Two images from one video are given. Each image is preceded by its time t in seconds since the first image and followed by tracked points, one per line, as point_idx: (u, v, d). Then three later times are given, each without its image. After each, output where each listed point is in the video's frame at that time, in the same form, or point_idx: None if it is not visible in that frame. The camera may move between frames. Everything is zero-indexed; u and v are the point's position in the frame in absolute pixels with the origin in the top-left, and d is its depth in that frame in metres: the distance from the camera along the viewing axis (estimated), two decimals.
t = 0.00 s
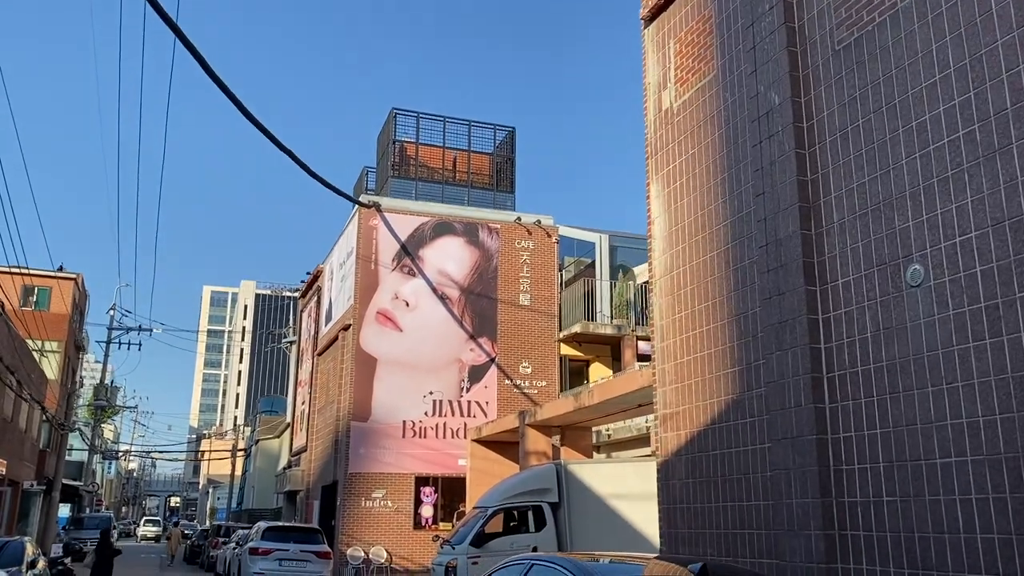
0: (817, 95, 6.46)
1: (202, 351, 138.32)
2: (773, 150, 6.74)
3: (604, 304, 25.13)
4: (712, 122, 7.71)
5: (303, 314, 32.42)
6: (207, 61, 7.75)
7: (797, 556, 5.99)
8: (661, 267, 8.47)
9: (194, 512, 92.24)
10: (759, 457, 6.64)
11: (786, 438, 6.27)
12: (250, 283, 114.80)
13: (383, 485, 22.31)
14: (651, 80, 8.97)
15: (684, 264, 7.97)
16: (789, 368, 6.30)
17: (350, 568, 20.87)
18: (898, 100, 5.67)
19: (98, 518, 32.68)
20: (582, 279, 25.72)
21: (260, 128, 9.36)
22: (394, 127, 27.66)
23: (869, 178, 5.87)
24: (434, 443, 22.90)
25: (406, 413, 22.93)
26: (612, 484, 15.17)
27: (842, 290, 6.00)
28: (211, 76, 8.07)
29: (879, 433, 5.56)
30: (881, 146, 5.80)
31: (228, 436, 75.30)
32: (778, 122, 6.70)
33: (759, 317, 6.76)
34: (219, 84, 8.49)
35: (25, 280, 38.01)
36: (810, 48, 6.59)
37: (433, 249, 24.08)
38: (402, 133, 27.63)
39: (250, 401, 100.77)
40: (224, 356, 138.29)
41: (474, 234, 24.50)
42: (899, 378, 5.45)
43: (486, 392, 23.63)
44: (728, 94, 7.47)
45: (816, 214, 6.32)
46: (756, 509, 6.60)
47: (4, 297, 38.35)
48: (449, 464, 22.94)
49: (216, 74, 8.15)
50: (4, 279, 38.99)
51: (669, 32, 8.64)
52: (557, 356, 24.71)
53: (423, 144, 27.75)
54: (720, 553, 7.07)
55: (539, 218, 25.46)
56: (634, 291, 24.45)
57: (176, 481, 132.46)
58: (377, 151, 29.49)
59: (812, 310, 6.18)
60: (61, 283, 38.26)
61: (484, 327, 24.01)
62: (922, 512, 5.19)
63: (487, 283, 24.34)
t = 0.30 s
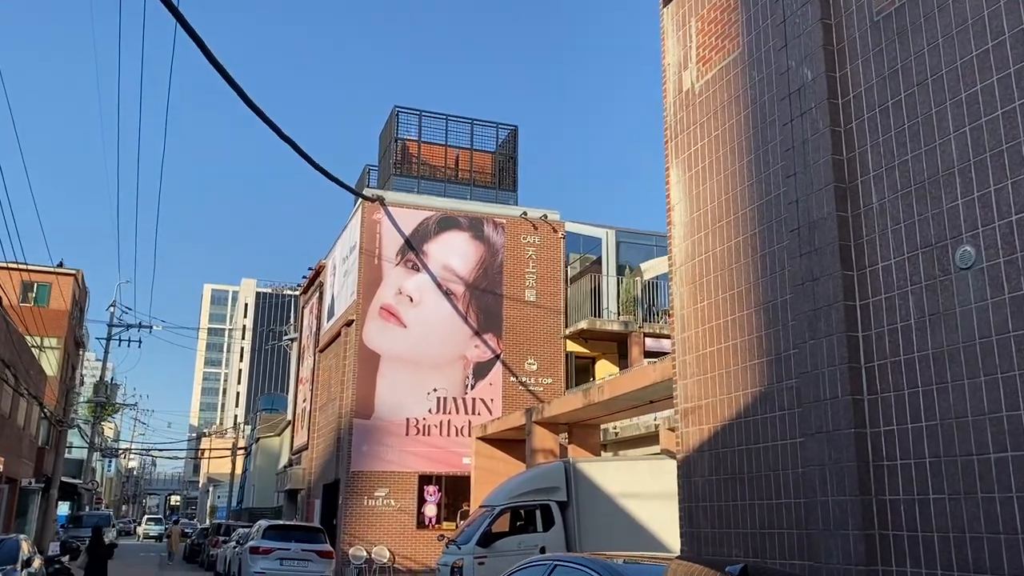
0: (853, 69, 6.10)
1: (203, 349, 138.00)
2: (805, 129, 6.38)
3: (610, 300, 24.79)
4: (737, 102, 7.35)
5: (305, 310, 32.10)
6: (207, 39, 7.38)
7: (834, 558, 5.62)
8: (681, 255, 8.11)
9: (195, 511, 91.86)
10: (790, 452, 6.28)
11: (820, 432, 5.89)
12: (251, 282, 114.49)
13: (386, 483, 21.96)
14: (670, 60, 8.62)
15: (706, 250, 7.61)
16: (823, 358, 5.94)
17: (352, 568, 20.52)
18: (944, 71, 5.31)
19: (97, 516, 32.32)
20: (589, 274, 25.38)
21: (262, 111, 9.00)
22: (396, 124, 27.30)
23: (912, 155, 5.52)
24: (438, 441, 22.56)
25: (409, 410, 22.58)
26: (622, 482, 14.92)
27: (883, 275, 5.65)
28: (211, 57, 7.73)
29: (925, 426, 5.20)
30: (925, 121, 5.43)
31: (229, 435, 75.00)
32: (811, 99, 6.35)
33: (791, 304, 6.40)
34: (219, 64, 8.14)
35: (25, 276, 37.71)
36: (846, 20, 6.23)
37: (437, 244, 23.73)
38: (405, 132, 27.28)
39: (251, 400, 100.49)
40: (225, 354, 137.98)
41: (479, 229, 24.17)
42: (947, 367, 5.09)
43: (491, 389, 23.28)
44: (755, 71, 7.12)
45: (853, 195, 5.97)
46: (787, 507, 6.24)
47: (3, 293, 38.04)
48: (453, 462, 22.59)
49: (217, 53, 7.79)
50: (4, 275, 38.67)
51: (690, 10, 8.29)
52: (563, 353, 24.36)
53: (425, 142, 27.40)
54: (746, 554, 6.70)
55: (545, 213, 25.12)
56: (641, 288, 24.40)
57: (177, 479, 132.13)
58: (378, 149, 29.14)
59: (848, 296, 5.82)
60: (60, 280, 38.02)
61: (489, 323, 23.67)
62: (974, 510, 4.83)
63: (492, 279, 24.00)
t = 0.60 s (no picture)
0: (886, 45, 5.77)
1: (201, 347, 137.65)
2: (833, 108, 6.05)
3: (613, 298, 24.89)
4: (758, 82, 7.02)
5: (304, 307, 31.80)
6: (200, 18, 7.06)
7: (866, 562, 5.30)
8: (696, 244, 7.77)
9: (192, 509, 91.56)
10: (817, 448, 5.94)
11: (850, 428, 5.56)
12: (250, 280, 114.20)
13: (386, 482, 21.63)
14: (685, 42, 8.30)
15: (724, 238, 7.27)
16: (853, 349, 5.60)
17: (351, 567, 20.19)
18: (987, 43, 4.99)
19: (93, 514, 31.97)
20: (592, 271, 25.10)
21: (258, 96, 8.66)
22: (396, 123, 26.97)
23: (950, 133, 5.19)
24: (439, 439, 22.24)
25: (410, 408, 22.25)
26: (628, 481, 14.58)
27: (920, 260, 5.32)
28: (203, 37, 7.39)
29: (968, 420, 4.87)
30: (966, 96, 5.10)
31: (227, 433, 74.73)
32: (839, 77, 6.02)
33: (817, 293, 6.07)
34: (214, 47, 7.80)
35: (21, 271, 37.38)
36: None
37: (439, 239, 23.42)
38: (404, 130, 26.92)
39: (249, 398, 100.23)
40: (223, 353, 137.66)
41: (482, 225, 23.86)
42: (992, 358, 4.75)
43: (493, 386, 22.97)
44: (778, 50, 6.79)
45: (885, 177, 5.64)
46: (814, 506, 5.90)
47: None
48: (454, 460, 22.27)
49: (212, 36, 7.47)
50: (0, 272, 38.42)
51: None
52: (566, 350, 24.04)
53: (424, 141, 27.04)
54: (769, 556, 6.36)
55: (549, 209, 24.82)
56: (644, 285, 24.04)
57: (175, 478, 131.81)
58: (378, 148, 28.80)
59: (881, 284, 5.49)
60: (56, 276, 37.65)
61: (491, 320, 23.35)
62: (1022, 511, 4.49)
63: (495, 275, 23.69)
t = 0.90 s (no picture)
0: (926, 19, 5.42)
1: (198, 346, 137.13)
2: (868, 86, 5.68)
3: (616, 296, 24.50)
4: (783, 63, 6.67)
5: (302, 306, 31.42)
6: None
7: (907, 572, 4.93)
8: (716, 235, 7.41)
9: (188, 509, 91.05)
10: (852, 449, 5.58)
11: (889, 427, 5.19)
12: (246, 280, 113.70)
13: (384, 483, 21.23)
14: (703, 25, 7.95)
15: (747, 228, 6.91)
16: (891, 343, 5.23)
17: (349, 570, 19.80)
18: None
19: (87, 515, 31.55)
20: (595, 270, 24.77)
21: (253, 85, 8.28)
22: (394, 122, 26.58)
23: (1000, 111, 4.82)
24: (439, 439, 21.86)
25: (410, 408, 21.86)
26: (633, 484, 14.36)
27: (966, 248, 4.95)
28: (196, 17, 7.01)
29: (1021, 420, 4.50)
30: (1017, 70, 4.73)
31: (223, 433, 74.26)
32: (874, 54, 5.65)
33: (851, 283, 5.72)
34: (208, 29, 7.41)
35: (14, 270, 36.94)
36: None
37: (439, 236, 23.06)
38: (402, 130, 26.53)
39: (245, 399, 99.80)
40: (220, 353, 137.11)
41: (482, 222, 23.51)
42: None
43: (494, 386, 22.59)
44: (806, 28, 6.43)
45: (925, 160, 5.29)
46: (848, 511, 5.54)
47: None
48: (454, 461, 21.90)
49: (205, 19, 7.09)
50: None
51: None
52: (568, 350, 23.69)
53: (423, 140, 26.63)
54: (798, 563, 5.99)
55: (551, 206, 24.48)
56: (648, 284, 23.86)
57: (171, 478, 131.18)
58: (375, 148, 28.35)
59: (922, 274, 5.13)
60: (49, 274, 37.15)
61: (492, 319, 22.99)
62: None
63: (495, 273, 23.34)
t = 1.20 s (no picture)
0: None
1: (193, 347, 136.55)
2: (908, 57, 5.35)
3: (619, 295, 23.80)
4: (813, 37, 6.35)
5: (298, 304, 31.05)
6: None
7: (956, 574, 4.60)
8: (738, 221, 7.10)
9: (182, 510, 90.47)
10: (892, 441, 5.26)
11: (935, 418, 4.86)
12: (241, 280, 113.25)
13: (383, 482, 20.87)
14: (725, 3, 7.65)
15: (774, 212, 6.60)
16: (936, 329, 4.90)
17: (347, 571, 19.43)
18: None
19: (80, 515, 31.12)
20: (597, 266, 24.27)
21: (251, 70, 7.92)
22: (390, 123, 26.22)
23: None
24: (438, 439, 21.51)
25: (409, 406, 21.49)
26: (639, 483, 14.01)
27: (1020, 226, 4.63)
28: None
29: None
30: None
31: (218, 434, 73.81)
32: (913, 24, 5.33)
33: (891, 267, 5.40)
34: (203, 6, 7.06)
35: (7, 267, 36.56)
36: None
37: (439, 232, 22.73)
38: (398, 131, 26.18)
39: (240, 399, 99.31)
40: (215, 353, 136.52)
41: (483, 218, 23.16)
42: None
43: (494, 384, 22.25)
44: None
45: (972, 134, 4.97)
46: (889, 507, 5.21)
47: None
48: (454, 461, 21.54)
49: None
50: None
51: None
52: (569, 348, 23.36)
53: (419, 141, 26.29)
54: (834, 562, 5.65)
55: (552, 202, 24.15)
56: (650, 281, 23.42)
57: (165, 479, 130.55)
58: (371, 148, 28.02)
59: (971, 254, 4.80)
60: (43, 271, 36.90)
61: (492, 316, 22.66)
62: None
63: (496, 269, 23.00)
